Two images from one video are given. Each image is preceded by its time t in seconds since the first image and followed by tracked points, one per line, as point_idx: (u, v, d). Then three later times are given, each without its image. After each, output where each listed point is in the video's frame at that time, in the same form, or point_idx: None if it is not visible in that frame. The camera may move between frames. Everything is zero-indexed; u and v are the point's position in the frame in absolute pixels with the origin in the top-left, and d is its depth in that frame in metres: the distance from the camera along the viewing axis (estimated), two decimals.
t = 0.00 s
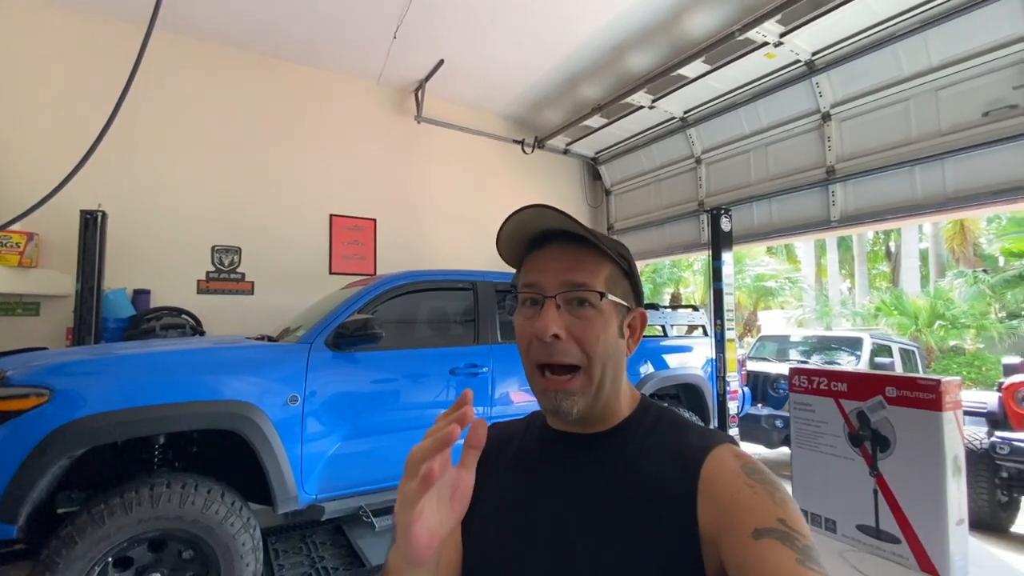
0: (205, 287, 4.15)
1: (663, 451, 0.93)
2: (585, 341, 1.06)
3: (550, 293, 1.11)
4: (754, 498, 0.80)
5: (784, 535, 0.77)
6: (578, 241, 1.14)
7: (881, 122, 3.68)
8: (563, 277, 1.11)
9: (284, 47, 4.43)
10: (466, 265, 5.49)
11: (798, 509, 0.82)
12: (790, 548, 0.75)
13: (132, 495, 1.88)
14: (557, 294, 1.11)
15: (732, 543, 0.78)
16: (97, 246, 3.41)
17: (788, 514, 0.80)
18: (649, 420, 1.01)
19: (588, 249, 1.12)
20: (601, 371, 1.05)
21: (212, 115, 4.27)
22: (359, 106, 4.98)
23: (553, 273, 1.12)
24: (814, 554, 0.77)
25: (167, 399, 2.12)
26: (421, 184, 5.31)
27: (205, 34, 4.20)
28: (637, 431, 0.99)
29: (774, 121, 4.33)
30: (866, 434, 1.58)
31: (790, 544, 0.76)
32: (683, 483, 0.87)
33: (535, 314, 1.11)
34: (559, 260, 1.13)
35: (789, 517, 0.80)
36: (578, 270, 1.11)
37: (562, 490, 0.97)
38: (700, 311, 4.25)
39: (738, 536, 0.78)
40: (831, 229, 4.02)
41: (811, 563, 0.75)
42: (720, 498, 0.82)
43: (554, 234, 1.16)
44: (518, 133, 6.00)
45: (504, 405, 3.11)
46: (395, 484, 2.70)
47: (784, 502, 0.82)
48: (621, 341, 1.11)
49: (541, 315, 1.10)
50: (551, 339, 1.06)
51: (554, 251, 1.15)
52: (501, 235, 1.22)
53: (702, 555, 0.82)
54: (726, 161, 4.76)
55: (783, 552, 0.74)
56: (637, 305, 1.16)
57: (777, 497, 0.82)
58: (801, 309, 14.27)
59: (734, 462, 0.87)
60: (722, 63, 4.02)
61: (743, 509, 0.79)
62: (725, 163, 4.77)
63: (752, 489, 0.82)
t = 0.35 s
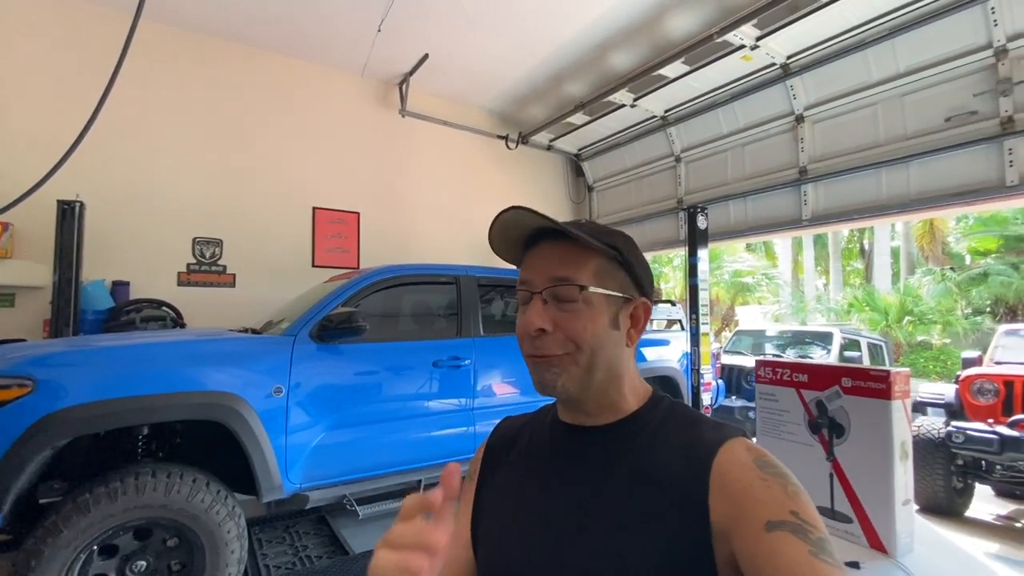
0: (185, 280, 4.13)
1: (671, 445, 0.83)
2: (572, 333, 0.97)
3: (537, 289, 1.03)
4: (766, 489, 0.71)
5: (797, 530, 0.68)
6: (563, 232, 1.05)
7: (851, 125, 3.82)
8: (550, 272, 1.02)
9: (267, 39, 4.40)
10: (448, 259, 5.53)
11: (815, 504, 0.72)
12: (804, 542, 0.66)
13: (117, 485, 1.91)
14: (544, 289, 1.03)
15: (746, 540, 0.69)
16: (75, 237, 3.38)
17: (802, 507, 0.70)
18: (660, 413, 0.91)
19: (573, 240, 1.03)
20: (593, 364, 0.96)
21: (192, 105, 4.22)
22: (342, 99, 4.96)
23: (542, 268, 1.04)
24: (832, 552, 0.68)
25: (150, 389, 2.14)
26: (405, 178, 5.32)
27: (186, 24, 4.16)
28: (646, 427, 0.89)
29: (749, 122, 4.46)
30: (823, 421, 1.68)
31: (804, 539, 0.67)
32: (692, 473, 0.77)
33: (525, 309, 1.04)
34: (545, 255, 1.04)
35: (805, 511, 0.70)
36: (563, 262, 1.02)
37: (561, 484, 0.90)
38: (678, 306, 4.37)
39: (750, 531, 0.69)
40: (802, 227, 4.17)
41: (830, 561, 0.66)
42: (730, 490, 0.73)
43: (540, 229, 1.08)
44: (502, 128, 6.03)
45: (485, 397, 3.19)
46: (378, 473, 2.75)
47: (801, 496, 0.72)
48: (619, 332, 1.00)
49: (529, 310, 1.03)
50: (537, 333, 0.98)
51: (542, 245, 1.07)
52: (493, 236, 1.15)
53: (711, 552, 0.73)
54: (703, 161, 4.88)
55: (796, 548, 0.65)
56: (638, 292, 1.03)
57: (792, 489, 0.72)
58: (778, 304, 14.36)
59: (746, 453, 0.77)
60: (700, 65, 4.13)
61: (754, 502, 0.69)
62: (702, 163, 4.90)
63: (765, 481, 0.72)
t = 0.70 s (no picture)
0: (161, 281, 4.07)
1: (669, 437, 0.80)
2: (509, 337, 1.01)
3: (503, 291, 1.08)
4: (760, 489, 0.67)
5: (793, 527, 0.66)
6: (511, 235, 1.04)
7: (816, 126, 3.97)
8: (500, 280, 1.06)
9: (242, 36, 4.36)
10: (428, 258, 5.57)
11: (809, 498, 0.70)
12: (799, 540, 0.64)
13: (97, 486, 1.91)
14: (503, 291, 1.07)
15: (742, 540, 0.67)
16: (45, 237, 3.31)
17: (797, 503, 0.68)
18: (658, 404, 0.87)
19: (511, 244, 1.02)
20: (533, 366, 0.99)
21: (165, 104, 4.15)
22: (319, 98, 4.94)
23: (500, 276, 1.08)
24: (826, 546, 0.67)
25: (127, 390, 2.14)
26: (384, 177, 5.32)
27: (158, 21, 4.09)
28: (644, 417, 0.86)
29: (720, 122, 4.59)
30: (788, 409, 1.77)
31: (799, 536, 0.65)
32: (683, 466, 0.75)
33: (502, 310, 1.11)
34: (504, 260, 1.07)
35: (799, 507, 0.68)
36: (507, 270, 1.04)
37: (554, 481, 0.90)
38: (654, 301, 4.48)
39: (745, 532, 0.66)
40: (773, 224, 4.30)
41: (824, 556, 0.65)
42: (725, 489, 0.70)
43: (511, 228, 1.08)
44: (481, 127, 6.07)
45: (467, 394, 3.23)
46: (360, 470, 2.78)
47: (796, 492, 0.69)
48: (557, 332, 0.95)
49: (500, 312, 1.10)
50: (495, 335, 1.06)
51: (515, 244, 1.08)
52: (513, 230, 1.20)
53: (704, 550, 0.71)
54: (678, 160, 5.00)
55: (790, 545, 0.63)
56: (580, 284, 0.93)
57: (786, 486, 0.69)
58: (752, 298, 14.96)
59: (740, 450, 0.73)
60: (674, 66, 4.24)
61: (748, 500, 0.67)
62: (676, 162, 5.01)
63: (760, 479, 0.69)
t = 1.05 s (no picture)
0: (156, 284, 4.06)
1: (663, 433, 0.82)
2: (535, 328, 0.95)
3: (510, 286, 1.03)
4: (753, 481, 0.70)
5: (785, 519, 0.67)
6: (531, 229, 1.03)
7: (810, 122, 3.98)
8: (518, 266, 1.02)
9: (236, 39, 4.35)
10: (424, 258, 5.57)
11: (800, 493, 0.72)
12: (790, 532, 0.66)
13: (97, 491, 1.91)
14: (513, 285, 1.02)
15: (734, 531, 0.68)
16: (40, 242, 3.29)
17: (788, 497, 0.70)
18: (652, 402, 0.90)
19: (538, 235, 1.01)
20: (560, 357, 0.94)
21: (159, 107, 4.14)
22: (314, 99, 4.94)
23: (513, 264, 1.04)
24: (817, 539, 0.68)
25: (126, 395, 2.14)
26: (379, 178, 5.32)
27: (150, 24, 4.08)
28: (639, 416, 0.88)
29: (714, 119, 4.61)
30: (784, 405, 1.78)
31: (791, 528, 0.66)
32: (678, 461, 0.77)
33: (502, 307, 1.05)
34: (515, 254, 1.04)
35: (791, 501, 0.70)
36: (529, 260, 1.01)
37: (551, 480, 0.89)
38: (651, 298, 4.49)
39: (737, 522, 0.68)
40: (768, 220, 4.32)
41: (814, 547, 0.66)
42: (719, 481, 0.72)
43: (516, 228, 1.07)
44: (476, 127, 6.08)
45: (466, 395, 3.24)
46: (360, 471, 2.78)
47: (787, 486, 0.72)
48: (590, 322, 0.95)
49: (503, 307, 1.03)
50: (507, 328, 0.98)
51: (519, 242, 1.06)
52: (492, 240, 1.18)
53: (698, 542, 0.73)
54: (672, 157, 5.02)
55: (782, 536, 0.65)
56: (614, 278, 0.97)
57: (778, 480, 0.72)
58: (748, 295, 14.68)
59: (734, 445, 0.76)
60: (668, 64, 4.25)
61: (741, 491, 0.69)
62: (671, 159, 5.03)
63: (752, 473, 0.71)
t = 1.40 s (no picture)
0: (168, 280, 4.10)
1: (665, 450, 0.80)
2: (611, 338, 0.92)
3: (575, 287, 0.96)
4: (757, 495, 0.69)
5: (787, 536, 0.66)
6: (600, 234, 0.99)
7: (827, 117, 3.90)
8: (587, 271, 0.96)
9: (246, 34, 4.35)
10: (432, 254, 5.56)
11: (800, 509, 0.72)
12: (792, 548, 0.65)
13: (108, 486, 1.93)
14: (579, 287, 0.96)
15: (735, 545, 0.67)
16: (53, 236, 3.32)
17: (790, 513, 0.70)
18: (655, 418, 0.88)
19: (613, 243, 0.98)
20: (622, 371, 0.92)
21: (170, 103, 4.16)
22: (323, 95, 4.93)
23: (577, 265, 0.97)
24: (817, 557, 0.67)
25: (138, 391, 2.16)
26: (388, 173, 5.31)
27: (162, 19, 4.09)
28: (641, 431, 0.86)
29: (727, 115, 4.53)
30: (796, 408, 1.75)
31: (793, 544, 0.66)
32: (681, 478, 0.75)
33: (557, 307, 0.96)
34: (583, 253, 0.98)
35: (792, 517, 0.69)
36: (603, 264, 0.96)
37: (553, 491, 0.87)
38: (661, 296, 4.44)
39: (740, 538, 0.67)
40: (782, 218, 4.25)
41: (814, 565, 0.66)
42: (721, 495, 0.71)
43: (578, 228, 1.01)
44: (485, 122, 6.04)
45: (473, 393, 3.23)
46: (367, 468, 2.79)
47: (788, 502, 0.71)
48: (638, 341, 0.98)
49: (566, 307, 0.95)
50: (579, 331, 0.91)
51: (579, 243, 1.00)
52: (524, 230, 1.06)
53: (700, 556, 0.70)
54: (684, 153, 4.95)
55: (785, 553, 0.64)
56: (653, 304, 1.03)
57: (780, 496, 0.71)
58: (760, 292, 14.53)
59: (736, 459, 0.75)
60: (681, 58, 4.18)
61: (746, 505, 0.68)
62: (684, 155, 4.96)
63: (756, 487, 0.71)
